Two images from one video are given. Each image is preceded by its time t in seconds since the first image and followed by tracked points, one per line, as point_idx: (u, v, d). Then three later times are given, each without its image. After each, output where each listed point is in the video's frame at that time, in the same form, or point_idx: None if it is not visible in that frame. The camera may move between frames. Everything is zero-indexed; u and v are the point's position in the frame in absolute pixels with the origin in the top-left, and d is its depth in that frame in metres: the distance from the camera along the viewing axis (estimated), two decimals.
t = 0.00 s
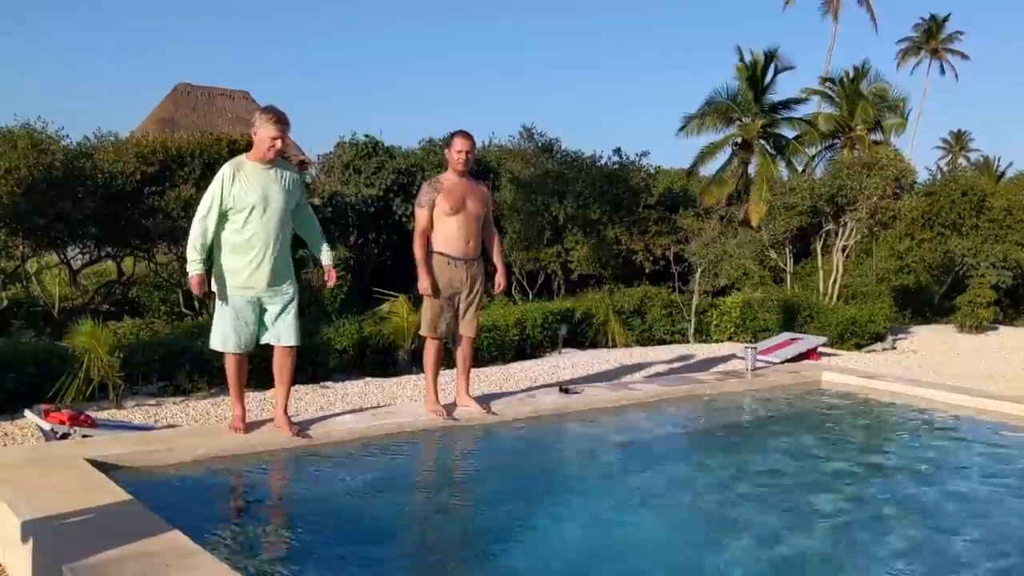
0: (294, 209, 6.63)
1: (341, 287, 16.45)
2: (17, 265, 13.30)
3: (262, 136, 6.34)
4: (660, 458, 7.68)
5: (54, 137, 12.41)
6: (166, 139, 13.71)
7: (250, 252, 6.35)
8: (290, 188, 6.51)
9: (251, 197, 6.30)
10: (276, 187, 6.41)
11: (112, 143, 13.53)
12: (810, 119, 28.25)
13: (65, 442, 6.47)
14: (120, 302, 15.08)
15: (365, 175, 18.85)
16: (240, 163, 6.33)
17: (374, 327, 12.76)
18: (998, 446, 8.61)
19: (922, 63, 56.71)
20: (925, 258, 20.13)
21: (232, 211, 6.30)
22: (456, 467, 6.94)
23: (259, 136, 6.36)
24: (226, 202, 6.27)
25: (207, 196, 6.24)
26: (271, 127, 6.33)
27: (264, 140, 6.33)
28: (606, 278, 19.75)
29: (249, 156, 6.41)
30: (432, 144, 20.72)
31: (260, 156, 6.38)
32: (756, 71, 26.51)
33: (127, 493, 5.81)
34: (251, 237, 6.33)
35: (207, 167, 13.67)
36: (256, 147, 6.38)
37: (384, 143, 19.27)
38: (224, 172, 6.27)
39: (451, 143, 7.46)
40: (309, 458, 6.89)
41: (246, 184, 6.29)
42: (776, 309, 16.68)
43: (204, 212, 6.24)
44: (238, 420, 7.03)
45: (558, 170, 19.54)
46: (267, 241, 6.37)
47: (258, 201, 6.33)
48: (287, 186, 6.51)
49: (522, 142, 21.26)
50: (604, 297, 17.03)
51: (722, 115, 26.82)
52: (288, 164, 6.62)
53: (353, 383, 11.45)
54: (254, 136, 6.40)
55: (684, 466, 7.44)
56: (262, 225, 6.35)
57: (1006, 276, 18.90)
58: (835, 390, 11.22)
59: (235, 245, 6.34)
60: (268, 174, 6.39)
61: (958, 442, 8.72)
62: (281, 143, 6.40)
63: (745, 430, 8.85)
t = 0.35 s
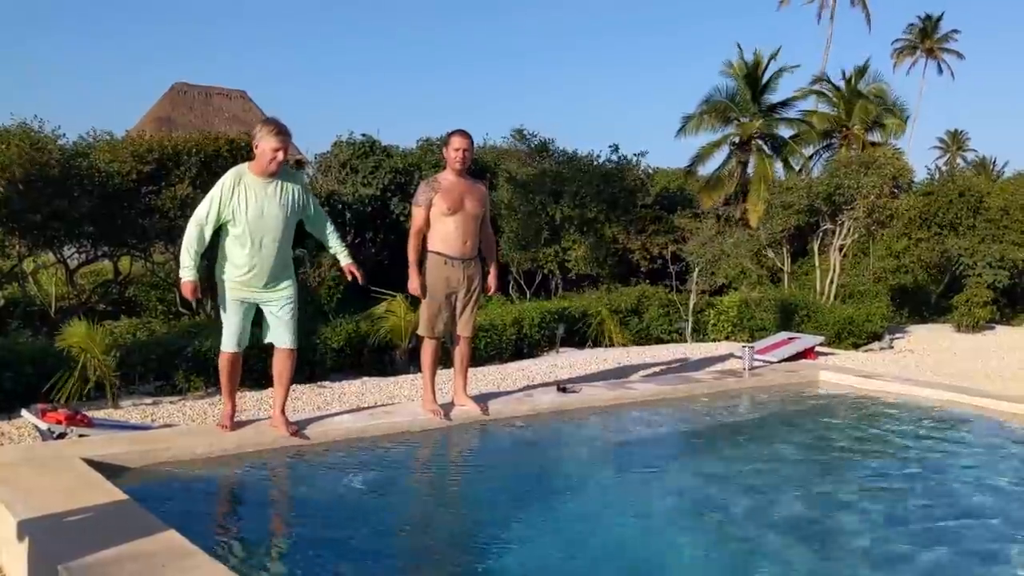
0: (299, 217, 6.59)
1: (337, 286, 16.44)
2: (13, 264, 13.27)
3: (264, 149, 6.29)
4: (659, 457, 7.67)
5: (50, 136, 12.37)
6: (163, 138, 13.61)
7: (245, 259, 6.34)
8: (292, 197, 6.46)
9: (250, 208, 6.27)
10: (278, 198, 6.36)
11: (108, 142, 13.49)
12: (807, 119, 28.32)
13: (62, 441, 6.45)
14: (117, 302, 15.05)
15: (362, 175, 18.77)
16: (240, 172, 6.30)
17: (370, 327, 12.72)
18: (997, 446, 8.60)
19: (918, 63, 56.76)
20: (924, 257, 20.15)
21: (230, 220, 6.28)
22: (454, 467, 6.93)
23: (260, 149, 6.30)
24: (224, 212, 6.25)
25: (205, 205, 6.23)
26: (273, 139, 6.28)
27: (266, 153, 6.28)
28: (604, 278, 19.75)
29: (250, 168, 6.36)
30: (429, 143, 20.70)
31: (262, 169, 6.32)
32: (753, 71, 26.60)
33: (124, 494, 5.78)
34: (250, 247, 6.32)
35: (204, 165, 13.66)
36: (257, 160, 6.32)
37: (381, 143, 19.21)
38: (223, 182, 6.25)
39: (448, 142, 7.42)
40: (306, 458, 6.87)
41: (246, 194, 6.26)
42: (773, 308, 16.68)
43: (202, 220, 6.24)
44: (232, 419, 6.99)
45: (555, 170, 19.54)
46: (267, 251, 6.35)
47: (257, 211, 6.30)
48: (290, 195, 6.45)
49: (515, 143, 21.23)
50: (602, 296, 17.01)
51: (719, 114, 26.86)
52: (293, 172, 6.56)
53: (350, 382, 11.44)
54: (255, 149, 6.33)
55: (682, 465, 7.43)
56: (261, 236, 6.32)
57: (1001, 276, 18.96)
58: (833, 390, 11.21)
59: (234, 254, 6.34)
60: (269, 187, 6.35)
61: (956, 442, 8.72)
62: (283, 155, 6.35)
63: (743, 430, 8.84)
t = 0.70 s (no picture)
0: (290, 220, 6.55)
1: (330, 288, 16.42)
2: (4, 265, 13.23)
3: (253, 154, 6.24)
4: (652, 458, 7.67)
5: (41, 136, 12.32)
6: (153, 138, 13.59)
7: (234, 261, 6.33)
8: (285, 201, 6.44)
9: (240, 210, 6.26)
10: (268, 200, 6.34)
11: (99, 142, 13.44)
12: (799, 121, 28.38)
13: (54, 442, 6.44)
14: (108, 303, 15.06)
15: (355, 175, 18.75)
16: (231, 175, 6.27)
17: (364, 328, 12.71)
18: (989, 446, 8.63)
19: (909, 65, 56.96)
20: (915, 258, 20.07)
21: (219, 222, 6.27)
22: (448, 467, 6.93)
23: (249, 153, 6.25)
24: (212, 214, 6.24)
25: (195, 205, 6.22)
26: (263, 143, 6.21)
27: (256, 157, 6.22)
28: (597, 279, 19.77)
29: (240, 171, 6.32)
30: (422, 145, 20.73)
31: (252, 173, 6.28)
32: (746, 73, 26.69)
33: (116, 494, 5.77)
34: (239, 249, 6.30)
35: (194, 163, 13.61)
36: (247, 164, 6.27)
37: (375, 143, 19.18)
38: (214, 183, 6.24)
39: (448, 154, 7.39)
40: (299, 459, 6.86)
41: (235, 196, 6.24)
42: (765, 309, 16.71)
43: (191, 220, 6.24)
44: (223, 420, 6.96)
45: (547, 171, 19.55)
46: (256, 252, 6.32)
47: (247, 213, 6.29)
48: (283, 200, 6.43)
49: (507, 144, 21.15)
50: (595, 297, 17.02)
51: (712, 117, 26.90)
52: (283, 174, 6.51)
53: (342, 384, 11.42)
54: (246, 153, 6.28)
55: (675, 466, 7.44)
56: (251, 238, 6.30)
57: (993, 278, 19.01)
58: (825, 390, 11.25)
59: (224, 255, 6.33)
60: (260, 190, 6.31)
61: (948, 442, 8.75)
62: (273, 159, 6.29)
63: (735, 430, 8.86)
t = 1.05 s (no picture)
0: (287, 221, 6.54)
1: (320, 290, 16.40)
2: None
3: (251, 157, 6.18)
4: (643, 458, 7.67)
5: (30, 136, 12.26)
6: (143, 139, 13.57)
7: (228, 260, 6.31)
8: (283, 203, 6.43)
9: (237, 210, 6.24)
10: (266, 202, 6.33)
11: (88, 143, 13.38)
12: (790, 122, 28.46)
13: (43, 444, 6.41)
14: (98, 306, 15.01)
15: (346, 176, 18.67)
16: (229, 174, 6.24)
17: (354, 330, 12.71)
18: (979, 447, 8.65)
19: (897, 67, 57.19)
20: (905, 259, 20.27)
21: (214, 222, 6.24)
22: (438, 468, 6.92)
23: (248, 155, 6.19)
24: (208, 213, 6.21)
25: (192, 203, 6.19)
26: (262, 146, 6.15)
27: (254, 159, 6.16)
28: (588, 280, 19.76)
29: (238, 172, 6.28)
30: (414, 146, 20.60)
31: (249, 174, 6.24)
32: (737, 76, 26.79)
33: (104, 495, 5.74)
34: (235, 248, 6.28)
35: (186, 165, 13.67)
36: (245, 165, 6.23)
37: (365, 145, 19.03)
38: (213, 182, 6.21)
39: (445, 166, 7.30)
40: (289, 460, 6.84)
41: (234, 196, 6.22)
42: (756, 310, 16.70)
43: (186, 217, 6.20)
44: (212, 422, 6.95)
45: (538, 172, 19.54)
46: (252, 252, 6.31)
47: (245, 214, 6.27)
48: (280, 202, 6.42)
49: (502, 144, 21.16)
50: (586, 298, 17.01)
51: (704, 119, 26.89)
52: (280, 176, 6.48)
53: (332, 386, 11.35)
54: (244, 154, 6.22)
55: (666, 466, 7.45)
56: (247, 239, 6.29)
57: (983, 278, 19.04)
58: (815, 391, 11.27)
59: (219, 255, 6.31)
60: (258, 193, 6.28)
61: (938, 442, 8.79)
62: (271, 162, 6.23)
63: (726, 431, 8.88)
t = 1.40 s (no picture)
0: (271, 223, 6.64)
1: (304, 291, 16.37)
2: None
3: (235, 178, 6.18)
4: (627, 459, 7.68)
5: (11, 137, 12.19)
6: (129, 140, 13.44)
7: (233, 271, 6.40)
8: (272, 218, 6.51)
9: (236, 227, 6.29)
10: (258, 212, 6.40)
11: (72, 143, 13.25)
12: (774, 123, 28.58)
13: (24, 446, 6.35)
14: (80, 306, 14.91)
15: (330, 177, 18.64)
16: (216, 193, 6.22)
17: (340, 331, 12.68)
18: (960, 446, 8.72)
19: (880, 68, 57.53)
20: (888, 260, 19.98)
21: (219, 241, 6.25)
22: (422, 469, 6.92)
23: (231, 174, 6.18)
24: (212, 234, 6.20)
25: (191, 225, 6.14)
26: (244, 165, 6.14)
27: (238, 179, 6.16)
28: (574, 281, 19.77)
29: (223, 191, 6.27)
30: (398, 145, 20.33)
31: (233, 193, 6.25)
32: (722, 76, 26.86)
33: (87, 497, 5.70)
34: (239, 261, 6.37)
35: (172, 168, 13.62)
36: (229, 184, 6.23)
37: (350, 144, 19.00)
38: (205, 203, 6.17)
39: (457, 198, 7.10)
40: (273, 461, 6.81)
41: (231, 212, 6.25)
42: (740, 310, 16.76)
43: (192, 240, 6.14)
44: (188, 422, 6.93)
45: (523, 173, 19.61)
46: (253, 261, 6.45)
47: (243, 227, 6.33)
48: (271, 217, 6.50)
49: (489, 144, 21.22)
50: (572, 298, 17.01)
51: (689, 120, 26.96)
52: (268, 191, 6.47)
53: (318, 386, 11.32)
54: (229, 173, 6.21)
55: (650, 466, 7.47)
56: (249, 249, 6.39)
57: (966, 279, 19.46)
58: (799, 390, 11.33)
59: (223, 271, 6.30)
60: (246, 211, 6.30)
61: (920, 442, 8.85)
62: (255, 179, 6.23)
63: (710, 431, 8.90)
